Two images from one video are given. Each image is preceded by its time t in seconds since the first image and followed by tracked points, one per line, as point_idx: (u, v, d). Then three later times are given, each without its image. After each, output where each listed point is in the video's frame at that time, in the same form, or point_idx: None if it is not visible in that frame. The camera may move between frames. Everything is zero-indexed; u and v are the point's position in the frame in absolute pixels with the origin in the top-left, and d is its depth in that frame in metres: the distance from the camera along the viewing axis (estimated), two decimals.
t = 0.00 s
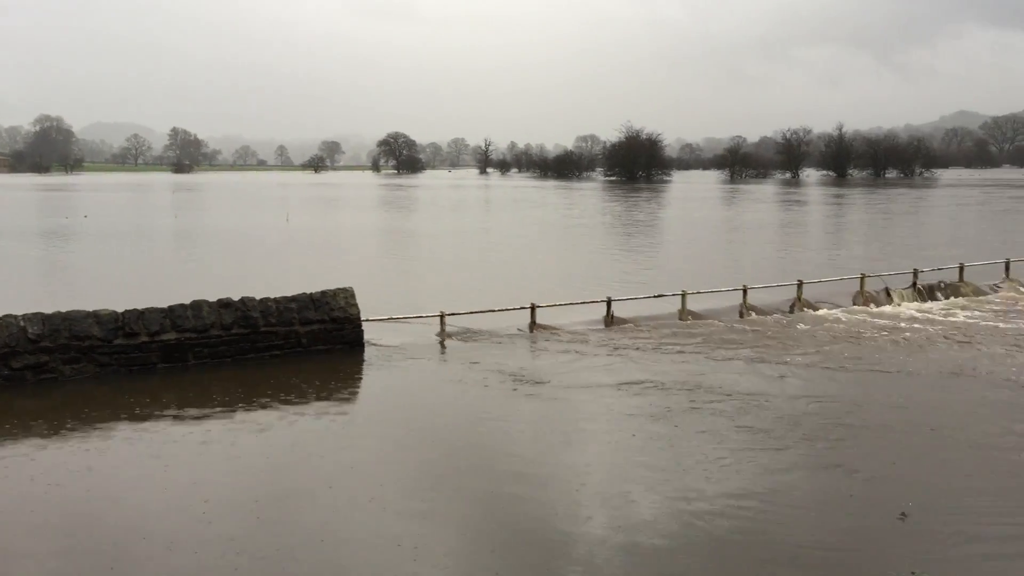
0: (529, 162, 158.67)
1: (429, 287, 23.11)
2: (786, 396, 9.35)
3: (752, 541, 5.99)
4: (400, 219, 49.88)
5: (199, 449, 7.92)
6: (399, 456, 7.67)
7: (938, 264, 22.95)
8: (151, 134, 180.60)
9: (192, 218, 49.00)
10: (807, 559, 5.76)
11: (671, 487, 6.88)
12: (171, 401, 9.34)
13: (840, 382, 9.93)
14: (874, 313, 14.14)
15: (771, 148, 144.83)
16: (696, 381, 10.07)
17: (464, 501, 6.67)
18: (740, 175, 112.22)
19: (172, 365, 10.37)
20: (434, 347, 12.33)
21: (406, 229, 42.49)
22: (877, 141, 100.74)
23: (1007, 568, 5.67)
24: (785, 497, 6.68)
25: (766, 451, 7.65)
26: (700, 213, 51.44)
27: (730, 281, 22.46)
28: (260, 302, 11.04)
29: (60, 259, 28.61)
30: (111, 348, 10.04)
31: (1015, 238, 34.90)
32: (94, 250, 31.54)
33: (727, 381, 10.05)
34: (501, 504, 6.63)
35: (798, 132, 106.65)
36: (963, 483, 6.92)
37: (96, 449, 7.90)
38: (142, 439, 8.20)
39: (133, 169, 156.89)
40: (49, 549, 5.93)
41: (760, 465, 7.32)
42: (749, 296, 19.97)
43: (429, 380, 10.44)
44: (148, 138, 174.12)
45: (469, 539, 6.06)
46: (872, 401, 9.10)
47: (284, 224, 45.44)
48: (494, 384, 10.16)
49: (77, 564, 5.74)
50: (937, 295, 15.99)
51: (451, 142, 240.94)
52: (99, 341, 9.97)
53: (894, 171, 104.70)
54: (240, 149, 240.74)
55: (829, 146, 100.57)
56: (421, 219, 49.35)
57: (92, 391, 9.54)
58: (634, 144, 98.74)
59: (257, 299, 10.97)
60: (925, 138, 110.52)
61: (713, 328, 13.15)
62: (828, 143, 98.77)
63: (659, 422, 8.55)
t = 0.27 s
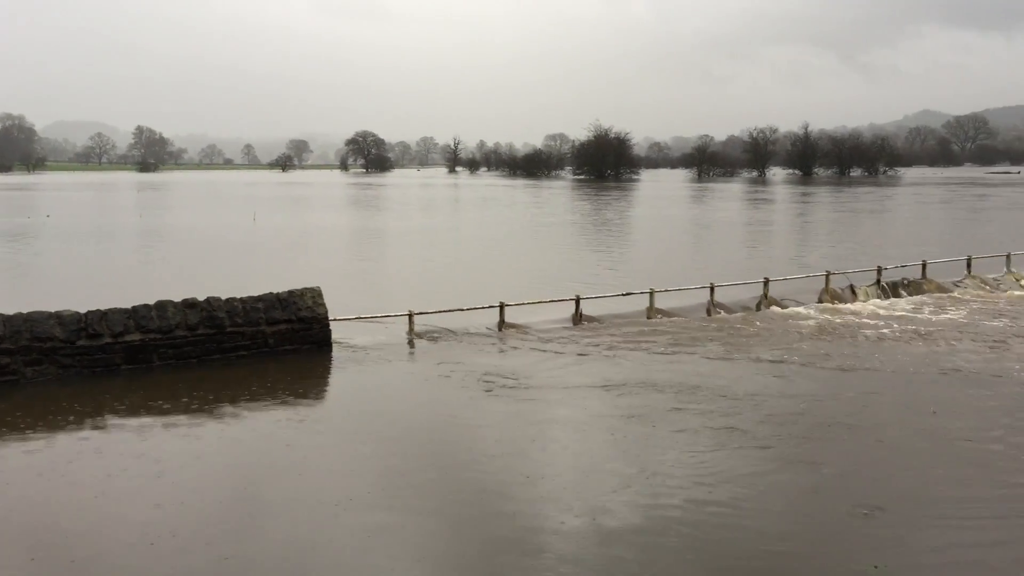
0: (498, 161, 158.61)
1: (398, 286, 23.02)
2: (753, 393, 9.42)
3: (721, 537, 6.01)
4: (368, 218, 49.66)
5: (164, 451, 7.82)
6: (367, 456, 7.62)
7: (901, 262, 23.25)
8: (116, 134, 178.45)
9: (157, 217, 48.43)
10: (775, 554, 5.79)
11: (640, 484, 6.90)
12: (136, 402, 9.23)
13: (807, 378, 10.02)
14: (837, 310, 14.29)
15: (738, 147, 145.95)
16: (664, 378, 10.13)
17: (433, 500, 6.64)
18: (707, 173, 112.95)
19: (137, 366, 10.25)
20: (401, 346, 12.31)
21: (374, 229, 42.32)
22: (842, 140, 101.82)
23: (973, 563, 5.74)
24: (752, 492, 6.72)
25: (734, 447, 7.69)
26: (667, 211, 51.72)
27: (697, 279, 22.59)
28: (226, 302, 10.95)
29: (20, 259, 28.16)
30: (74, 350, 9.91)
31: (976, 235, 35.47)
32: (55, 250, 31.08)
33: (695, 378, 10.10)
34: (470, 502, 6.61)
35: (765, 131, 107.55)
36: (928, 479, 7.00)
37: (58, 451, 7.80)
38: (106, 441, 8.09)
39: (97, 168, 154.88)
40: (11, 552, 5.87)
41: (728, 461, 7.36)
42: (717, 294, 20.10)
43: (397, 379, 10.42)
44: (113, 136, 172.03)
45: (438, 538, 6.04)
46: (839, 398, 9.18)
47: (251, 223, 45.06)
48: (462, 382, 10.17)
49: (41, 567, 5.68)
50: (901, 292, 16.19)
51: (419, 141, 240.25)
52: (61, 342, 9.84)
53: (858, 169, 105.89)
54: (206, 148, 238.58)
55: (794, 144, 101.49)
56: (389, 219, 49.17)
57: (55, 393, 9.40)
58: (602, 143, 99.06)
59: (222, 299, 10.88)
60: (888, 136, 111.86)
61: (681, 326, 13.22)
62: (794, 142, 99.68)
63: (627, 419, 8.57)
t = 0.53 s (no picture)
0: (472, 159, 158.45)
1: (372, 285, 22.94)
2: (726, 390, 9.45)
3: (695, 534, 6.02)
4: (342, 217, 49.41)
5: (134, 453, 7.74)
6: (340, 457, 7.58)
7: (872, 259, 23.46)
8: (85, 133, 176.48)
9: (128, 217, 47.96)
10: (748, 551, 5.80)
11: (614, 482, 6.90)
12: (107, 404, 9.13)
13: (780, 376, 10.08)
14: (809, 307, 14.40)
15: (711, 146, 146.74)
16: (638, 376, 10.17)
17: (406, 501, 6.61)
18: (680, 171, 113.50)
19: (107, 368, 10.14)
20: (376, 346, 12.27)
21: (347, 228, 42.13)
22: (814, 138, 102.61)
23: (943, 555, 5.79)
24: (725, 490, 6.74)
25: (707, 444, 7.72)
26: (641, 210, 51.88)
27: (671, 277, 22.67)
28: (197, 302, 10.85)
29: None
30: (43, 351, 9.79)
31: (946, 232, 35.87)
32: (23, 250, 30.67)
33: (669, 376, 10.13)
34: (443, 502, 6.58)
35: (737, 129, 108.20)
36: (898, 474, 7.06)
37: (27, 454, 7.71)
38: (75, 443, 8.00)
39: (67, 168, 153.07)
40: None
41: (702, 458, 7.38)
42: (690, 292, 20.19)
43: (371, 378, 10.39)
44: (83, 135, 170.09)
45: (411, 538, 6.01)
46: (811, 395, 9.24)
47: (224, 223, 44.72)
48: (436, 381, 10.16)
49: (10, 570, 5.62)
50: (872, 289, 16.33)
51: (393, 139, 239.54)
52: (29, 343, 9.71)
53: (830, 167, 106.77)
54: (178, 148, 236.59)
55: (767, 142, 102.14)
56: (363, 218, 48.94)
57: (23, 395, 9.28)
58: (576, 141, 99.22)
59: (194, 300, 10.79)
60: (859, 135, 112.86)
61: (655, 324, 13.26)
62: (766, 140, 100.33)
63: (602, 417, 8.58)
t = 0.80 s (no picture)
0: (453, 158, 158.37)
1: (353, 284, 22.90)
2: (709, 389, 9.45)
3: (673, 536, 6.00)
4: (321, 217, 49.24)
5: (112, 455, 7.68)
6: (320, 457, 7.53)
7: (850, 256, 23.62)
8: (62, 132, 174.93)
9: (106, 216, 47.69)
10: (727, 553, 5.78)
11: (593, 484, 6.87)
12: (85, 406, 9.06)
13: (759, 373, 10.11)
14: (789, 305, 14.47)
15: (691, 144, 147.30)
16: (618, 374, 10.19)
17: (386, 502, 6.57)
18: (661, 169, 113.92)
19: (84, 369, 10.05)
20: (356, 345, 12.25)
21: (327, 228, 41.95)
22: (792, 136, 103.21)
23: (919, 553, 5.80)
24: (707, 491, 6.73)
25: (688, 445, 7.70)
26: (622, 208, 52.00)
27: (650, 276, 22.75)
28: (176, 303, 10.78)
29: None
30: (19, 353, 9.71)
31: (924, 229, 36.17)
32: None
33: (650, 374, 10.13)
34: (423, 503, 6.55)
35: (717, 128, 108.71)
36: (877, 473, 7.07)
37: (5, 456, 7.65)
38: (54, 445, 7.95)
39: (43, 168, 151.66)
40: None
41: (683, 459, 7.36)
42: (670, 290, 20.27)
43: (352, 378, 10.37)
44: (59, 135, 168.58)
45: (389, 541, 5.97)
46: (792, 393, 9.25)
47: (204, 222, 44.58)
48: (417, 381, 10.15)
49: None
50: (850, 286, 16.43)
51: (373, 138, 238.89)
52: (5, 345, 9.63)
53: (809, 164, 107.41)
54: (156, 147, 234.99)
55: (746, 140, 102.71)
56: (343, 217, 48.80)
57: None
58: (557, 139, 99.33)
59: (172, 300, 10.72)
60: (838, 132, 113.65)
61: (635, 322, 13.29)
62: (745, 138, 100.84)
63: (583, 418, 8.55)
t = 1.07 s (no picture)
0: (423, 160, 158.08)
1: (322, 287, 22.78)
2: (679, 390, 9.47)
3: (640, 535, 5.98)
4: (290, 219, 48.93)
5: (76, 461, 7.58)
6: (288, 462, 7.46)
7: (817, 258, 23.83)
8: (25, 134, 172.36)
9: (72, 219, 47.15)
10: (694, 550, 5.78)
11: (561, 485, 6.84)
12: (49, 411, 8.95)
13: (727, 373, 10.15)
14: (756, 306, 14.59)
15: (661, 148, 148.14)
16: (588, 375, 10.23)
17: (354, 506, 6.52)
18: (630, 173, 114.42)
19: (48, 374, 9.92)
20: (325, 348, 12.19)
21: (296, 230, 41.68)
22: (760, 139, 104.11)
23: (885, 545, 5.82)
24: (674, 489, 6.72)
25: (656, 445, 7.69)
26: (591, 211, 52.17)
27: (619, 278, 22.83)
28: (142, 306, 10.68)
29: None
30: None
31: (889, 232, 36.59)
32: None
33: (619, 376, 10.15)
34: (391, 507, 6.50)
35: (686, 131, 109.42)
36: (844, 466, 7.11)
37: None
38: (18, 450, 7.85)
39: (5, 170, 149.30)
40: None
41: (651, 458, 7.35)
42: (640, 293, 20.35)
43: (321, 381, 10.32)
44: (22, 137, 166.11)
45: (360, 542, 5.97)
46: (760, 391, 9.29)
47: (170, 225, 44.10)
48: (387, 383, 10.13)
49: None
50: (817, 288, 16.58)
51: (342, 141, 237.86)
52: None
53: (777, 168, 108.38)
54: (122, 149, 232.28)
55: (714, 144, 103.46)
56: (311, 220, 48.53)
57: None
58: (526, 142, 99.45)
59: (138, 303, 10.61)
60: (805, 136, 114.81)
61: (605, 324, 13.32)
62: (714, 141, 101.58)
63: (553, 420, 8.53)
